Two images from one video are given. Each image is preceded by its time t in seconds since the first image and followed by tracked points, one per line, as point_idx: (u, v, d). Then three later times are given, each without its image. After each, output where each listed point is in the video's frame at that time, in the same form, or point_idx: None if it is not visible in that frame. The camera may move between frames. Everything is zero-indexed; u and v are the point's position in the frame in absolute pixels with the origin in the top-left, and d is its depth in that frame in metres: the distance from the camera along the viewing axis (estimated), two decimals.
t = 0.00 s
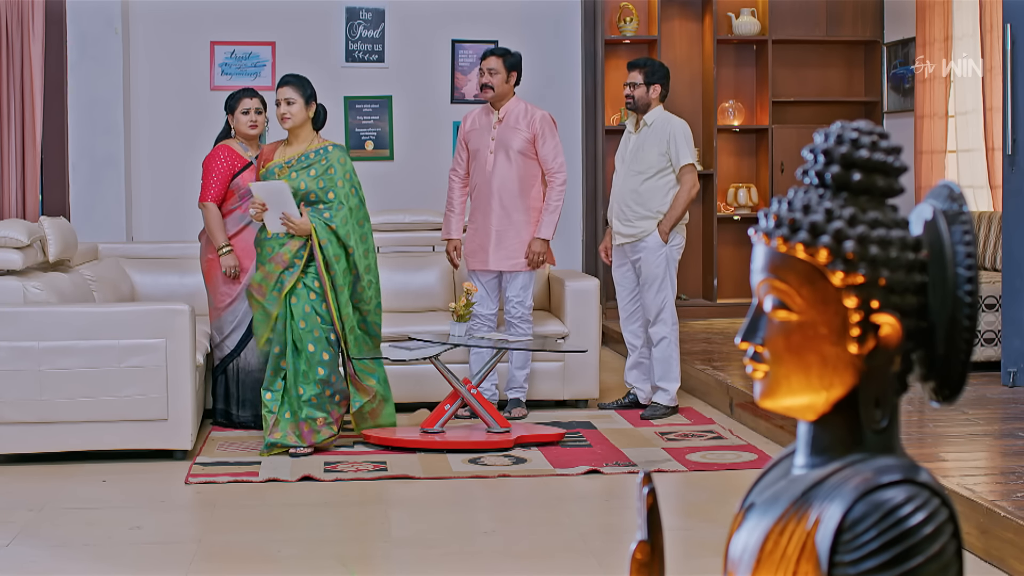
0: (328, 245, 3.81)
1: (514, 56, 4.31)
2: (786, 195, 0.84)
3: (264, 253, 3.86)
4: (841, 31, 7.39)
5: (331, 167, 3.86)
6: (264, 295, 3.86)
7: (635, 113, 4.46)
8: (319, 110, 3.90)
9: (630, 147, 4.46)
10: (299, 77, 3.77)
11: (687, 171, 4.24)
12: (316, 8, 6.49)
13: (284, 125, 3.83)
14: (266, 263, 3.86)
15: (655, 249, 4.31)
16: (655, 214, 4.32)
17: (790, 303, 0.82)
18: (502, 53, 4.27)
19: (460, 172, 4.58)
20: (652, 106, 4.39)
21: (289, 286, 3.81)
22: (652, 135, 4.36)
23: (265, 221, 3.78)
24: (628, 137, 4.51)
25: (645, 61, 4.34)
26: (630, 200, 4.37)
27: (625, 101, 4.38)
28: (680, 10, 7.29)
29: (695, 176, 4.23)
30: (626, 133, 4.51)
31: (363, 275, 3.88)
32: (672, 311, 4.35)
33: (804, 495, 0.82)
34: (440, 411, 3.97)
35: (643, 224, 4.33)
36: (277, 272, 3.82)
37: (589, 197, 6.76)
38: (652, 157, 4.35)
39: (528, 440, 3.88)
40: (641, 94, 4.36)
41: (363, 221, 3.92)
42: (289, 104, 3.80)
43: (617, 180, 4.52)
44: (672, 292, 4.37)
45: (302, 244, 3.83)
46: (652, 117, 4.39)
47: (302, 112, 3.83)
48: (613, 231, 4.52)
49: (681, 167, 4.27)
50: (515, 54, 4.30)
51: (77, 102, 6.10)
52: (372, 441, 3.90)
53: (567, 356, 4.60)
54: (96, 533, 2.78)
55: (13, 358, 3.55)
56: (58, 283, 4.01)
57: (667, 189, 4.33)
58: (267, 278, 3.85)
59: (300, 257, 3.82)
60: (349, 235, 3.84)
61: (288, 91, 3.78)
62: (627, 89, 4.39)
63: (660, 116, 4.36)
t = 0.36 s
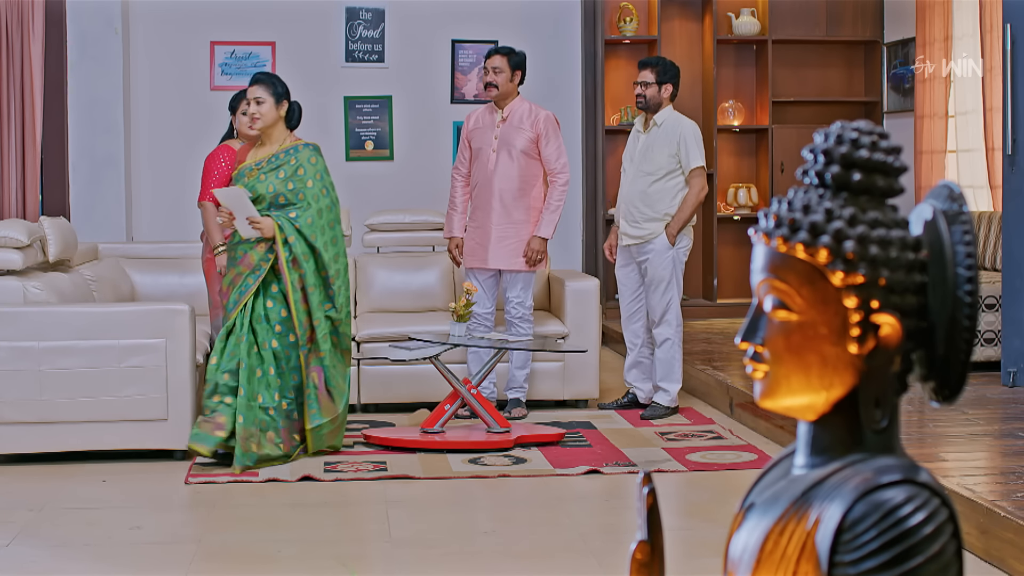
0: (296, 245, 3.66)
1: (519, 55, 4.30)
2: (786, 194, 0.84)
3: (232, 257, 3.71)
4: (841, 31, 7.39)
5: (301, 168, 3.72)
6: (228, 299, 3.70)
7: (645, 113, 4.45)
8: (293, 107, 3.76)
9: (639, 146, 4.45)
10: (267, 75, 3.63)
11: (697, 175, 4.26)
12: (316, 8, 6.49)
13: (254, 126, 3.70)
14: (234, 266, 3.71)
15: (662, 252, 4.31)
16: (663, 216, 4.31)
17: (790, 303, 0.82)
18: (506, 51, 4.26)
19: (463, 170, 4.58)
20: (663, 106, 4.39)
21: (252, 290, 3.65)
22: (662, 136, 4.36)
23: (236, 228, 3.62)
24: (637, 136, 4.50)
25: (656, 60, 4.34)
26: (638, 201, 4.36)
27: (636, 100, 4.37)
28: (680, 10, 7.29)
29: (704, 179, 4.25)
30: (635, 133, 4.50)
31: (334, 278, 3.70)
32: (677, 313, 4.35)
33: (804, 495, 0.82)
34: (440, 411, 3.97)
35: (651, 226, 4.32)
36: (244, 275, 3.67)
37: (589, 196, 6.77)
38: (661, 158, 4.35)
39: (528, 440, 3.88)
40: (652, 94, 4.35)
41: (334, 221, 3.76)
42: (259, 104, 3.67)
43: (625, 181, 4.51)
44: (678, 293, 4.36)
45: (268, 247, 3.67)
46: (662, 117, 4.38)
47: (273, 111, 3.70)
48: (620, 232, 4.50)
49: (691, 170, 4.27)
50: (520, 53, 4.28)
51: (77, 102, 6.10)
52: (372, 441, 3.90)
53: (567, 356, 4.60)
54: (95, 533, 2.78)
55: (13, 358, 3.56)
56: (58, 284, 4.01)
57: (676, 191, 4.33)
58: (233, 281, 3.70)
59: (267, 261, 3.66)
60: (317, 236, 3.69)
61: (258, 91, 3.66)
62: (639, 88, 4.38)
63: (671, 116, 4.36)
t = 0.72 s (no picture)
0: (240, 247, 3.51)
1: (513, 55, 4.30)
2: (786, 194, 0.84)
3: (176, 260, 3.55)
4: (841, 31, 7.39)
5: (247, 166, 3.55)
6: (175, 306, 3.54)
7: (648, 112, 4.42)
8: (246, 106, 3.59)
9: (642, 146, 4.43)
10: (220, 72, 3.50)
11: (701, 177, 4.27)
12: (316, 8, 6.49)
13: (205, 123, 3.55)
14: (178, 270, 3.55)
15: (667, 253, 4.31)
16: (670, 218, 4.31)
17: (790, 303, 0.82)
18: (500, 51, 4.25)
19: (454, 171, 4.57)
20: (666, 105, 4.37)
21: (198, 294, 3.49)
22: (667, 136, 4.34)
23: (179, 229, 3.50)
24: (639, 135, 4.47)
25: (659, 60, 4.33)
26: (643, 202, 4.35)
27: (640, 100, 4.35)
28: (680, 10, 7.29)
29: (708, 182, 4.27)
30: (637, 131, 4.47)
31: (285, 280, 3.55)
32: (680, 314, 4.37)
33: (804, 495, 0.82)
34: (440, 411, 3.97)
35: (656, 227, 4.32)
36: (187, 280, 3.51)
37: (589, 196, 6.76)
38: (667, 159, 4.33)
39: (528, 440, 3.88)
40: (655, 93, 4.33)
41: (282, 220, 3.60)
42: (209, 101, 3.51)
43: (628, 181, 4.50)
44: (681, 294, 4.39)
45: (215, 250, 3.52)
46: (666, 117, 4.36)
47: (224, 109, 3.53)
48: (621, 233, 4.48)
49: (696, 172, 4.28)
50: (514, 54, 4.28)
51: (77, 102, 6.12)
52: (372, 441, 3.90)
53: (567, 356, 4.60)
54: (95, 533, 2.78)
55: (13, 358, 3.55)
56: (58, 284, 4.01)
57: (681, 192, 4.33)
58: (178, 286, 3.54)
59: (212, 265, 3.51)
60: (263, 237, 3.53)
61: (207, 87, 3.51)
62: (642, 88, 4.36)
63: (674, 116, 4.34)
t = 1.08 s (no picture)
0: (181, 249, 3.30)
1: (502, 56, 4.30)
2: (786, 194, 0.84)
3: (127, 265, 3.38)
4: (841, 31, 7.40)
5: (195, 168, 3.36)
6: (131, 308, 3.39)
7: (640, 112, 4.41)
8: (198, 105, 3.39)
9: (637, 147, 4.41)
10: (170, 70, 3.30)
11: (699, 176, 4.29)
12: (315, 8, 6.49)
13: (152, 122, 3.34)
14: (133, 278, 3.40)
15: (667, 253, 4.30)
16: (669, 219, 4.30)
17: (790, 303, 0.82)
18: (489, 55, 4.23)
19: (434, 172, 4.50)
20: (658, 105, 4.36)
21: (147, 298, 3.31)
22: (662, 137, 4.33)
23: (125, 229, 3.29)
24: (632, 137, 4.45)
25: (651, 60, 4.31)
26: (642, 203, 4.33)
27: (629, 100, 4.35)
28: (680, 10, 7.29)
29: (706, 180, 4.29)
30: (630, 133, 4.46)
31: (224, 286, 3.33)
32: (680, 313, 4.38)
33: (804, 495, 0.82)
34: (440, 411, 3.97)
35: (655, 228, 4.30)
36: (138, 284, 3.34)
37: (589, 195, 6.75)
38: (664, 159, 4.33)
39: (528, 440, 3.88)
40: (646, 94, 4.32)
41: (227, 224, 3.38)
42: (158, 99, 3.30)
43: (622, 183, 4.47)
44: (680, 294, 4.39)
45: (157, 254, 3.33)
46: (660, 117, 4.35)
47: (173, 108, 3.33)
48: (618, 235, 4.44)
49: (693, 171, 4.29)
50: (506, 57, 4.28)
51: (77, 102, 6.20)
52: (372, 441, 3.90)
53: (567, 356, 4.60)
54: (95, 533, 2.79)
55: (13, 357, 3.55)
56: (58, 284, 4.01)
57: (679, 192, 4.33)
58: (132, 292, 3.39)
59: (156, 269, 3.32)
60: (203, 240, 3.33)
61: (156, 85, 3.30)
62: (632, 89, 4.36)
63: (669, 117, 4.34)
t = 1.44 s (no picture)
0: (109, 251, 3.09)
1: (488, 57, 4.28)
2: (786, 195, 0.84)
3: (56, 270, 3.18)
4: (841, 32, 7.40)
5: (127, 168, 3.12)
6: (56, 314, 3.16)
7: (621, 113, 4.41)
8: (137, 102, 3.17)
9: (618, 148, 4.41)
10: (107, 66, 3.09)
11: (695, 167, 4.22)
12: (316, 8, 6.49)
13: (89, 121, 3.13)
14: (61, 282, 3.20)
15: (642, 252, 4.30)
16: (648, 215, 4.30)
17: (790, 303, 0.82)
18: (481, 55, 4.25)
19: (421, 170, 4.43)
20: (638, 106, 4.36)
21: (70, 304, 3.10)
22: (644, 136, 4.33)
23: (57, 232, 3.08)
24: (615, 138, 4.45)
25: (634, 62, 4.30)
26: (621, 202, 4.33)
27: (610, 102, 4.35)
28: (680, 10, 7.29)
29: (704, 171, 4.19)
30: (613, 134, 4.45)
31: (154, 293, 3.12)
32: (665, 314, 4.36)
33: (804, 495, 0.82)
34: (440, 411, 3.97)
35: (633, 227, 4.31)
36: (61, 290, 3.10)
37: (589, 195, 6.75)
38: (645, 157, 4.32)
39: (528, 440, 3.88)
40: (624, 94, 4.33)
41: (156, 227, 3.15)
42: (93, 97, 3.09)
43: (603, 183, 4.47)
44: (664, 294, 4.38)
45: (84, 256, 3.11)
46: (640, 118, 4.35)
47: (110, 106, 3.11)
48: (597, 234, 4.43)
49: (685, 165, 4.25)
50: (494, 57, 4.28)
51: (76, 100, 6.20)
52: (372, 441, 3.90)
53: (567, 356, 4.60)
54: (95, 533, 2.79)
55: (15, 357, 3.56)
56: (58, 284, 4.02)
57: (661, 190, 4.33)
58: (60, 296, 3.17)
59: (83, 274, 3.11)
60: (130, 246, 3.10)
61: (92, 82, 3.08)
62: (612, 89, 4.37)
63: (650, 117, 4.33)
